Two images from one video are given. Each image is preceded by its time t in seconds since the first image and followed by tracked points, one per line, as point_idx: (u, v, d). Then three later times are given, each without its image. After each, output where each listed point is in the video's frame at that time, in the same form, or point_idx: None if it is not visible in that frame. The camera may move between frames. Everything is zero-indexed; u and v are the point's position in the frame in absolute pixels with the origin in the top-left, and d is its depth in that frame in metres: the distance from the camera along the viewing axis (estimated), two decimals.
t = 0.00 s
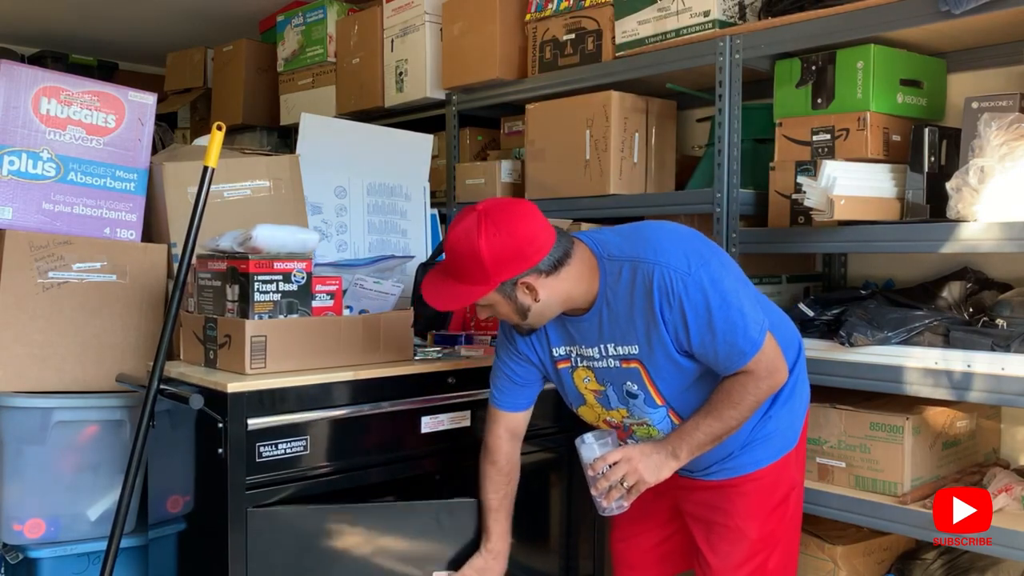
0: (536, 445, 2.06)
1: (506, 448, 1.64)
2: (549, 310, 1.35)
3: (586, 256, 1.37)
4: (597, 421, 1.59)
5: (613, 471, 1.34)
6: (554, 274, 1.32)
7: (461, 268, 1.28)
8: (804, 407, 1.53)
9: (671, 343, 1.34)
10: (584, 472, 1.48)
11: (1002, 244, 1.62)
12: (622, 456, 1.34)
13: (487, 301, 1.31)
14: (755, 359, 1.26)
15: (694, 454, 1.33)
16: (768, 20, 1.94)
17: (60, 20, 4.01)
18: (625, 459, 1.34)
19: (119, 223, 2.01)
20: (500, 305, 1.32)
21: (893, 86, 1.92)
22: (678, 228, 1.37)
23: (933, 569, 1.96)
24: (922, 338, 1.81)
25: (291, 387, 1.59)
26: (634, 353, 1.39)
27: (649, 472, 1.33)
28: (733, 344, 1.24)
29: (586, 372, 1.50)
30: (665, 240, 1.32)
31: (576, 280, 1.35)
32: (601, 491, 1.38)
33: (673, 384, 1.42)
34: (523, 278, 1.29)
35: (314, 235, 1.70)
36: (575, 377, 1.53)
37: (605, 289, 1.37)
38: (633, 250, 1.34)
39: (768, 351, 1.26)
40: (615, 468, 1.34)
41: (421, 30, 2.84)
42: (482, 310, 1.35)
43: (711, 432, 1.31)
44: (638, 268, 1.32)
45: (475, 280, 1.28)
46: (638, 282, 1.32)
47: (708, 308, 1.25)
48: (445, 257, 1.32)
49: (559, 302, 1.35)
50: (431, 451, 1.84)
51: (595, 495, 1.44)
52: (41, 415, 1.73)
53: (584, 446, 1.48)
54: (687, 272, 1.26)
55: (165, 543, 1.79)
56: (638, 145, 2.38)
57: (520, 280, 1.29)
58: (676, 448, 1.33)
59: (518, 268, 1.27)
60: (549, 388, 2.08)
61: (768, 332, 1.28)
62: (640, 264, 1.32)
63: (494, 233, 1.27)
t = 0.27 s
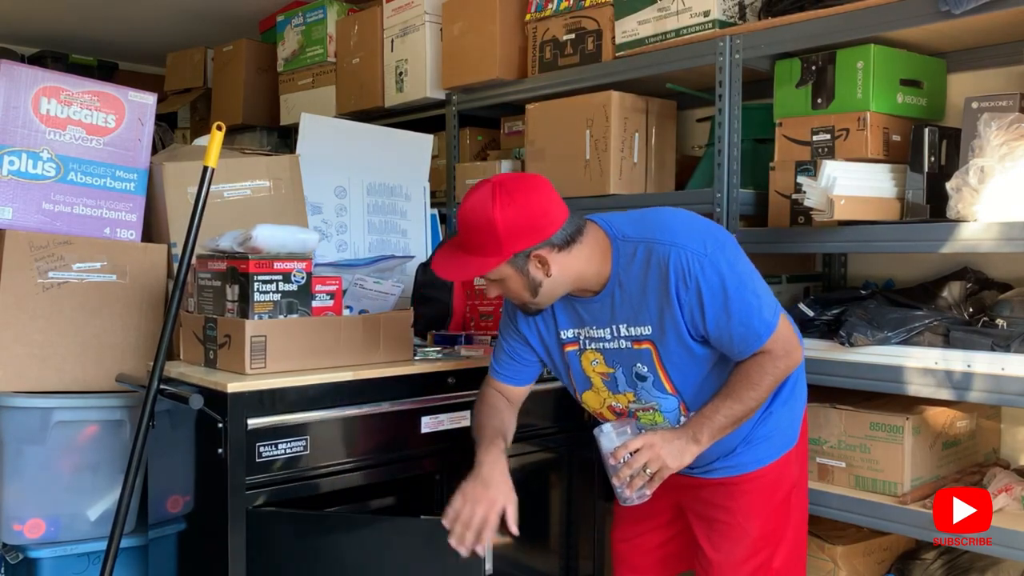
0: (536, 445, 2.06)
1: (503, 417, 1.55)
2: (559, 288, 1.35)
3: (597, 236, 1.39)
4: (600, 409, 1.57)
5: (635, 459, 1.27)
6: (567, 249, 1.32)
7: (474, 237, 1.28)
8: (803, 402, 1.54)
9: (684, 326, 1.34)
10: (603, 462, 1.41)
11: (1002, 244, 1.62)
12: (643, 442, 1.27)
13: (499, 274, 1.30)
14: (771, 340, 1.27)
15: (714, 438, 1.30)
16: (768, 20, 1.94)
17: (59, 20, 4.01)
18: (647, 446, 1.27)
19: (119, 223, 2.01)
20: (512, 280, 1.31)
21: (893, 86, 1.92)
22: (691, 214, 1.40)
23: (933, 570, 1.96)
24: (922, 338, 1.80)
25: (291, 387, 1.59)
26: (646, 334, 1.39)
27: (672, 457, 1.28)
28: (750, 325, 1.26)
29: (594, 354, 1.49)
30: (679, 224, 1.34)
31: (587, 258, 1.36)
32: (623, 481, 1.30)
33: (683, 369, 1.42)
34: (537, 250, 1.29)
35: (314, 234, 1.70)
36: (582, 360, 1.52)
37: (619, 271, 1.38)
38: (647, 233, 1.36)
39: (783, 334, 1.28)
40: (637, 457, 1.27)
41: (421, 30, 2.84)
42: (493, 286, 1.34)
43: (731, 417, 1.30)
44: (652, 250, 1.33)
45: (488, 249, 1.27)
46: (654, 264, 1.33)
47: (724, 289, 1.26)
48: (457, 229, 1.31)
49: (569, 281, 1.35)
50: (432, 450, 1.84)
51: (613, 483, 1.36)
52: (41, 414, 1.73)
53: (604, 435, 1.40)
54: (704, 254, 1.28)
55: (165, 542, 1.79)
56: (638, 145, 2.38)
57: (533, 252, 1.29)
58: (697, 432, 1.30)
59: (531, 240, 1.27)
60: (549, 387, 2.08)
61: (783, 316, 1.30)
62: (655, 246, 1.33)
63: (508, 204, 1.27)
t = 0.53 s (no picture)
0: (535, 445, 2.06)
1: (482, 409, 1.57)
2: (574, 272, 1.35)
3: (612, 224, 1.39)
4: (599, 401, 1.56)
5: (652, 457, 1.26)
6: (584, 233, 1.33)
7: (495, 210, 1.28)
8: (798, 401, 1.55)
9: (694, 320, 1.34)
10: (618, 463, 1.38)
11: (1002, 243, 1.62)
12: (659, 440, 1.27)
13: (516, 251, 1.29)
14: (783, 335, 1.28)
15: (728, 434, 1.30)
16: (768, 20, 1.94)
17: (60, 20, 4.01)
18: (663, 444, 1.27)
19: (119, 223, 2.01)
20: (529, 259, 1.31)
21: (893, 86, 1.92)
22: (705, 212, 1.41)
23: (934, 569, 1.96)
24: (922, 338, 1.80)
25: (291, 387, 1.59)
26: (656, 325, 1.39)
27: (688, 455, 1.27)
28: (763, 320, 1.26)
29: (599, 344, 1.48)
30: (695, 218, 1.35)
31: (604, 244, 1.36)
32: (640, 480, 1.29)
33: (690, 362, 1.41)
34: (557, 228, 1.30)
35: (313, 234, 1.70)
36: (586, 350, 1.50)
37: (630, 262, 1.38)
38: (661, 225, 1.36)
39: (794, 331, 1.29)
40: (653, 454, 1.26)
41: (421, 30, 2.84)
42: (508, 267, 1.33)
43: (744, 412, 1.30)
44: (667, 243, 1.34)
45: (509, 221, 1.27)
46: (667, 256, 1.34)
47: (737, 283, 1.27)
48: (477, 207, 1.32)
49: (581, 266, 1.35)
50: (433, 450, 1.84)
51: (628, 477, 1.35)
52: (41, 414, 1.73)
53: (616, 434, 1.37)
54: (720, 248, 1.29)
55: (164, 542, 1.79)
56: (638, 145, 2.38)
57: (551, 231, 1.30)
58: (711, 429, 1.30)
59: (551, 217, 1.28)
60: (549, 387, 2.09)
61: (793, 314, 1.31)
62: (670, 238, 1.34)
63: (531, 180, 1.28)
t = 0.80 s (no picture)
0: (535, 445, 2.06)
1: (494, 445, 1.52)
2: (582, 260, 1.35)
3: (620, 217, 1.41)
4: (597, 399, 1.54)
5: (653, 453, 1.25)
6: (592, 220, 1.34)
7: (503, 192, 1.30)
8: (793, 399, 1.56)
9: (698, 311, 1.34)
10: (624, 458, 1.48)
11: (1002, 243, 1.62)
12: (660, 436, 1.25)
13: (524, 234, 1.29)
14: (785, 329, 1.29)
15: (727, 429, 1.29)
16: (768, 20, 1.94)
17: (60, 20, 4.01)
18: (664, 439, 1.25)
19: (119, 223, 2.01)
20: (537, 243, 1.31)
21: (893, 86, 1.92)
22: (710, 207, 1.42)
23: (933, 570, 1.96)
24: (922, 338, 1.80)
25: (290, 387, 1.59)
26: (660, 317, 1.39)
27: (689, 450, 1.26)
28: (768, 311, 1.27)
29: (600, 339, 1.47)
30: (700, 210, 1.36)
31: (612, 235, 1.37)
32: (639, 476, 1.28)
33: (692, 356, 1.41)
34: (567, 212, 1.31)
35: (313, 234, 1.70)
36: (586, 345, 1.50)
37: (637, 254, 1.39)
38: (668, 217, 1.38)
39: (797, 325, 1.30)
40: (653, 450, 1.25)
41: (421, 30, 2.84)
42: (517, 252, 1.33)
43: (744, 407, 1.29)
44: (674, 234, 1.35)
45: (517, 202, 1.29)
46: (674, 247, 1.34)
47: (743, 276, 1.27)
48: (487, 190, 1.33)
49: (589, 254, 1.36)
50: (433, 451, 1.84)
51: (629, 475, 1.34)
52: (41, 414, 1.73)
53: (617, 431, 1.52)
54: (727, 239, 1.30)
55: (164, 542, 1.79)
56: (638, 145, 2.38)
57: (562, 215, 1.31)
58: (711, 424, 1.28)
59: (557, 202, 1.29)
60: (549, 387, 2.09)
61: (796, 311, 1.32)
62: (676, 230, 1.34)
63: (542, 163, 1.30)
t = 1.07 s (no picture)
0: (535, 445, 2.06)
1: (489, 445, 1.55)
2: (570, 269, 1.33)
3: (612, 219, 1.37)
4: (596, 398, 1.54)
5: (650, 454, 1.26)
6: (580, 230, 1.31)
7: (486, 216, 1.27)
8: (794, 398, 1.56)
9: (695, 312, 1.34)
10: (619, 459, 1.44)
11: (1002, 244, 1.62)
12: (658, 437, 1.27)
13: (511, 254, 1.28)
14: (785, 330, 1.29)
15: (725, 431, 1.30)
16: (768, 20, 1.94)
17: (60, 20, 4.01)
18: (663, 441, 1.27)
19: (119, 223, 2.01)
20: (525, 259, 1.30)
21: (893, 86, 1.92)
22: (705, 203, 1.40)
23: (933, 570, 1.96)
24: (922, 338, 1.80)
25: (290, 388, 1.59)
26: (657, 318, 1.38)
27: (687, 451, 1.27)
28: (766, 313, 1.26)
29: (597, 339, 1.47)
30: (696, 209, 1.34)
31: (603, 240, 1.35)
32: (637, 477, 1.30)
33: (691, 356, 1.40)
34: (551, 229, 1.27)
35: (313, 234, 1.70)
36: (583, 345, 1.49)
37: (632, 254, 1.37)
38: (663, 216, 1.36)
39: (796, 325, 1.30)
40: (651, 451, 1.26)
41: (421, 30, 2.84)
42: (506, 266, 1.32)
43: (742, 408, 1.30)
44: (670, 234, 1.33)
45: (502, 227, 1.26)
46: (669, 245, 1.33)
47: (742, 276, 1.27)
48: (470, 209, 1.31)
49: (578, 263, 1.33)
50: (433, 451, 1.84)
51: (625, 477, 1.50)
52: (41, 415, 1.73)
53: (616, 433, 1.54)
54: (724, 240, 1.29)
55: (164, 542, 1.79)
56: (638, 145, 2.38)
57: (546, 232, 1.28)
58: (709, 426, 1.29)
59: (541, 218, 1.26)
60: (549, 388, 2.09)
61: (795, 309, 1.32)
62: (672, 231, 1.33)
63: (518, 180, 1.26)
